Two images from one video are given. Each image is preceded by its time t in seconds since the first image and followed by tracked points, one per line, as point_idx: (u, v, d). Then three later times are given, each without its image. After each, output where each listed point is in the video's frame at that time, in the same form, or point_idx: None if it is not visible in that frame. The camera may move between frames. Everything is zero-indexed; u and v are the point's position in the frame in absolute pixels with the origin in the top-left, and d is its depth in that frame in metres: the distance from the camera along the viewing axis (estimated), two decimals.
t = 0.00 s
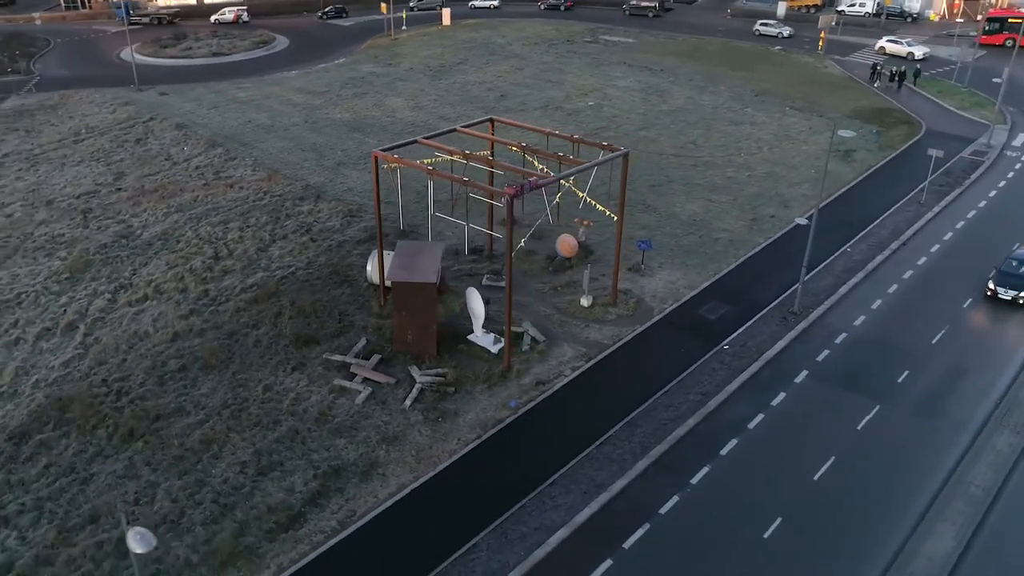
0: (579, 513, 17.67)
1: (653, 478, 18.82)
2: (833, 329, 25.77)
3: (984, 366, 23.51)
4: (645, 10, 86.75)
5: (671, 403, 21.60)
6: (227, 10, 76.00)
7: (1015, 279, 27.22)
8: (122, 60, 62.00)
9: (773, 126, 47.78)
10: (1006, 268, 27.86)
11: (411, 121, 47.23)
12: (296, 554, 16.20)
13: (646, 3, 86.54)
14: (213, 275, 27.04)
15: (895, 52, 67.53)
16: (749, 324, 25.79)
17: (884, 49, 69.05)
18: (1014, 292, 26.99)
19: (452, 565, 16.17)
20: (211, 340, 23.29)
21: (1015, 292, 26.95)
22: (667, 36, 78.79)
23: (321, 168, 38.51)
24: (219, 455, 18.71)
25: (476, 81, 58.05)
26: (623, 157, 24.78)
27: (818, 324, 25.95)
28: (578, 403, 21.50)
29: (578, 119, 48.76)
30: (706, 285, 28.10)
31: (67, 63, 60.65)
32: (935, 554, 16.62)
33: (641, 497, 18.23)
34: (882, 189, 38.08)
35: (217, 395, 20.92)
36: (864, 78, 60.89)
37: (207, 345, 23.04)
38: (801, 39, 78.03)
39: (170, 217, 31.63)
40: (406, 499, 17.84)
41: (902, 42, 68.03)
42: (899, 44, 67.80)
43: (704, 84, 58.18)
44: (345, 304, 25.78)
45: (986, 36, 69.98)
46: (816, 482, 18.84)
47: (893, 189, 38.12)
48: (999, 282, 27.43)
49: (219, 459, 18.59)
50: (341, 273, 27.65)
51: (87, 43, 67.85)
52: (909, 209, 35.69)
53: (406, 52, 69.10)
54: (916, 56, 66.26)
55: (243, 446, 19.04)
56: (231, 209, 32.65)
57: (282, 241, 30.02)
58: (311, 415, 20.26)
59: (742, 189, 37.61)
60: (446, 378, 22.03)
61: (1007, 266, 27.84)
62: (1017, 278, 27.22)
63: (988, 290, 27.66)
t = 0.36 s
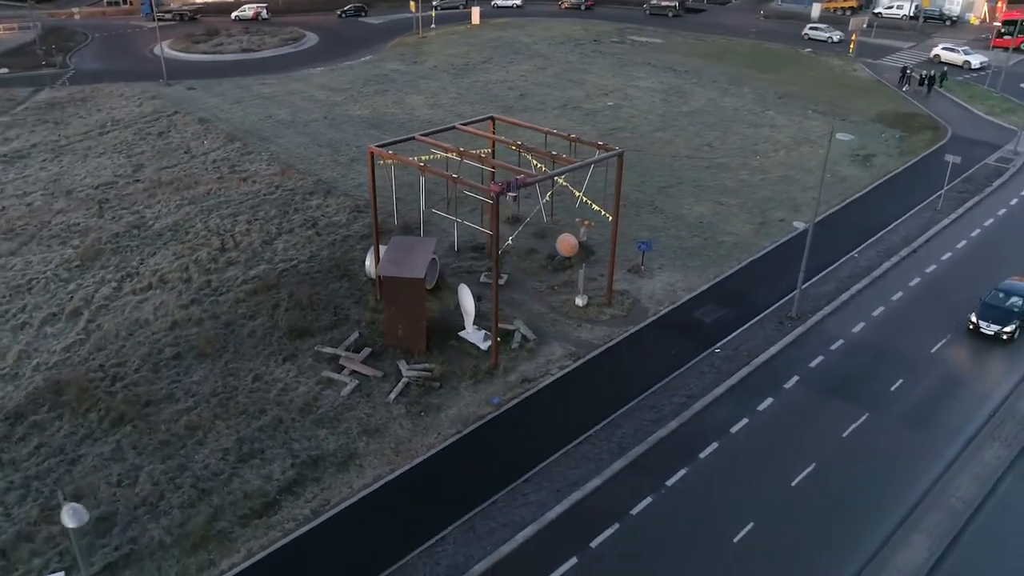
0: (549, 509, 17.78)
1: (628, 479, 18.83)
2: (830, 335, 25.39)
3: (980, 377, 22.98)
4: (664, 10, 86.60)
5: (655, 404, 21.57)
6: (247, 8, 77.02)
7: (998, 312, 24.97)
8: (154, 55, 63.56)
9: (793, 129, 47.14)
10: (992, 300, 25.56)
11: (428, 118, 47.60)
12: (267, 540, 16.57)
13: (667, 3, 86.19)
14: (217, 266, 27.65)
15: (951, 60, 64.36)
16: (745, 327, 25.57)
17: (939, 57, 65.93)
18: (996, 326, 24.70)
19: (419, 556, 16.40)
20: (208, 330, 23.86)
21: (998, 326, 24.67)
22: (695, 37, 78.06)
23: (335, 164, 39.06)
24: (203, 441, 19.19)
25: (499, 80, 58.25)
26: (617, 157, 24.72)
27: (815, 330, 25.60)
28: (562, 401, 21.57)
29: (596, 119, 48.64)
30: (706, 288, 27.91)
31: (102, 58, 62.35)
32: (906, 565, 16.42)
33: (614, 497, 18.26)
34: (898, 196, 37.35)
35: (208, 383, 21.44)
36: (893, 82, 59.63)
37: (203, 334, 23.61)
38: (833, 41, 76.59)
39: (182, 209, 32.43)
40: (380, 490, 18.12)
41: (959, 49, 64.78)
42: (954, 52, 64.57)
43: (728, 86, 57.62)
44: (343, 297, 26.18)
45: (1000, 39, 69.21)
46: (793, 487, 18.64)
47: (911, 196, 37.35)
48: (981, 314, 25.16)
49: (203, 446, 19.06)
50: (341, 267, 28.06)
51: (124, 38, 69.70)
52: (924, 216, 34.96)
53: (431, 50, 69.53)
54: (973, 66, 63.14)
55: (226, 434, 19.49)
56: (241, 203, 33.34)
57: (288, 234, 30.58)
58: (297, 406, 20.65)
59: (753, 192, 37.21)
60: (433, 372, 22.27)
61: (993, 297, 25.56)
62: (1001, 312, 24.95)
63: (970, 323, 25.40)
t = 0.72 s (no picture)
0: (521, 508, 17.88)
1: (604, 481, 18.82)
2: (827, 342, 25.01)
3: (976, 391, 22.43)
4: (687, 10, 86.17)
5: (640, 406, 21.49)
6: (266, 5, 78.14)
7: (970, 349, 22.91)
8: (186, 51, 64.95)
9: (815, 133, 46.37)
10: (967, 336, 23.46)
11: (447, 117, 47.89)
12: (239, 527, 16.93)
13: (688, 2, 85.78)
14: (221, 259, 28.23)
15: (1009, 70, 61.10)
16: (740, 332, 25.31)
17: (997, 67, 62.52)
18: (967, 365, 22.63)
19: (385, 548, 16.62)
20: (205, 320, 24.40)
21: (968, 365, 22.59)
22: (726, 39, 77.14)
23: (349, 160, 39.53)
24: (188, 429, 19.68)
25: (522, 80, 58.28)
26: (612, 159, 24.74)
27: (813, 337, 25.24)
28: (545, 400, 21.61)
29: (614, 120, 48.44)
30: (705, 291, 27.68)
31: (136, 52, 63.88)
32: None
33: (587, 497, 18.29)
34: (916, 202, 36.54)
35: (200, 372, 21.93)
36: (924, 86, 58.20)
37: (200, 324, 24.15)
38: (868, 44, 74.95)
39: (194, 201, 33.16)
40: (355, 483, 18.36)
41: (1017, 58, 61.43)
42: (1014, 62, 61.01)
43: (752, 88, 56.91)
44: (341, 292, 26.54)
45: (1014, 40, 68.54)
46: (770, 495, 18.47)
47: (929, 203, 36.53)
48: (952, 351, 23.14)
49: (188, 433, 19.54)
50: (343, 262, 28.44)
51: (158, 34, 71.32)
52: (940, 224, 34.16)
53: (458, 48, 69.80)
54: None
55: (212, 422, 19.94)
56: (253, 196, 33.97)
57: (294, 228, 31.07)
58: (283, 397, 21.03)
59: (766, 196, 36.75)
60: (421, 368, 22.48)
61: (967, 332, 23.48)
62: (974, 349, 22.86)
63: (940, 359, 23.39)
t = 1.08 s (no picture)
0: (492, 510, 17.87)
1: (578, 486, 18.71)
2: (822, 352, 24.56)
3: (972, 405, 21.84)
4: (704, 10, 85.85)
5: (623, 412, 21.33)
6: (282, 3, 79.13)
7: (929, 390, 21.06)
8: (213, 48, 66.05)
9: (834, 138, 45.55)
10: (927, 377, 21.57)
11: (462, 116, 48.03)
12: (211, 519, 17.18)
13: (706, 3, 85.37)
14: (223, 254, 28.66)
15: None
16: (735, 339, 24.98)
17: None
18: (924, 409, 20.72)
19: (353, 546, 16.74)
20: (201, 313, 24.80)
21: (926, 409, 20.71)
22: (753, 41, 76.12)
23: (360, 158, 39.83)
24: (173, 421, 20.03)
25: (541, 80, 58.18)
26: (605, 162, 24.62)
27: (808, 346, 24.81)
28: (528, 403, 21.55)
29: (630, 121, 48.12)
30: (703, 297, 27.37)
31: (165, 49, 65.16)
32: None
33: (560, 502, 18.21)
34: (931, 210, 35.70)
35: (190, 365, 22.30)
36: (953, 91, 56.79)
37: (196, 317, 24.55)
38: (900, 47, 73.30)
39: (204, 196, 33.71)
40: (329, 480, 18.52)
41: None
42: None
43: (775, 91, 56.11)
44: (337, 289, 26.76)
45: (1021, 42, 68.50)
46: (745, 506, 18.21)
47: (945, 211, 35.68)
48: (909, 393, 21.26)
49: (172, 425, 19.89)
50: (342, 259, 28.68)
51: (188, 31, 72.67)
52: (954, 233, 33.32)
53: (481, 48, 69.87)
54: None
55: (196, 415, 20.26)
56: (261, 193, 34.42)
57: (298, 225, 31.41)
58: (268, 391, 21.28)
59: (776, 201, 36.20)
60: (407, 367, 22.57)
61: (928, 373, 21.60)
62: (932, 392, 20.96)
63: (898, 402, 21.50)
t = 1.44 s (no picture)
0: (462, 516, 17.74)
1: (552, 494, 18.52)
2: (818, 363, 24.04)
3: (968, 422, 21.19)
4: (720, 10, 84.97)
5: (606, 420, 21.08)
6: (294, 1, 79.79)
7: (871, 438, 19.32)
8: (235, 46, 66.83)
9: (851, 144, 44.66)
10: (870, 423, 19.85)
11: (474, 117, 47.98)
12: (183, 517, 17.31)
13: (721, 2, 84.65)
14: (221, 251, 28.89)
15: None
16: (727, 348, 24.57)
17: None
18: (863, 459, 18.97)
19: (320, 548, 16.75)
20: (194, 310, 25.02)
21: (865, 458, 18.96)
22: (778, 43, 75.02)
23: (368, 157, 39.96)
24: (156, 417, 20.23)
25: (557, 81, 57.90)
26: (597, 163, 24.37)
27: (803, 357, 24.30)
28: (510, 408, 21.40)
29: (643, 124, 47.69)
30: (699, 304, 26.96)
31: (188, 46, 66.10)
32: None
33: (531, 510, 18.04)
34: (944, 219, 34.79)
35: (179, 362, 22.51)
36: (980, 96, 55.30)
37: (189, 314, 24.78)
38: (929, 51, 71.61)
39: (210, 193, 34.07)
40: (303, 481, 18.54)
41: None
42: None
43: (794, 94, 55.23)
44: (331, 288, 26.83)
45: None
46: (721, 520, 17.84)
47: (959, 220, 34.77)
48: (849, 440, 19.54)
49: (155, 421, 20.10)
50: (339, 259, 28.77)
51: (213, 28, 73.68)
52: (966, 243, 32.45)
53: (500, 48, 69.68)
54: None
55: (179, 412, 20.45)
56: (266, 191, 34.69)
57: (300, 224, 31.59)
58: (251, 390, 21.39)
59: (785, 207, 35.58)
60: (392, 368, 22.54)
61: (871, 419, 19.91)
62: (872, 440, 19.22)
63: (837, 449, 19.77)
